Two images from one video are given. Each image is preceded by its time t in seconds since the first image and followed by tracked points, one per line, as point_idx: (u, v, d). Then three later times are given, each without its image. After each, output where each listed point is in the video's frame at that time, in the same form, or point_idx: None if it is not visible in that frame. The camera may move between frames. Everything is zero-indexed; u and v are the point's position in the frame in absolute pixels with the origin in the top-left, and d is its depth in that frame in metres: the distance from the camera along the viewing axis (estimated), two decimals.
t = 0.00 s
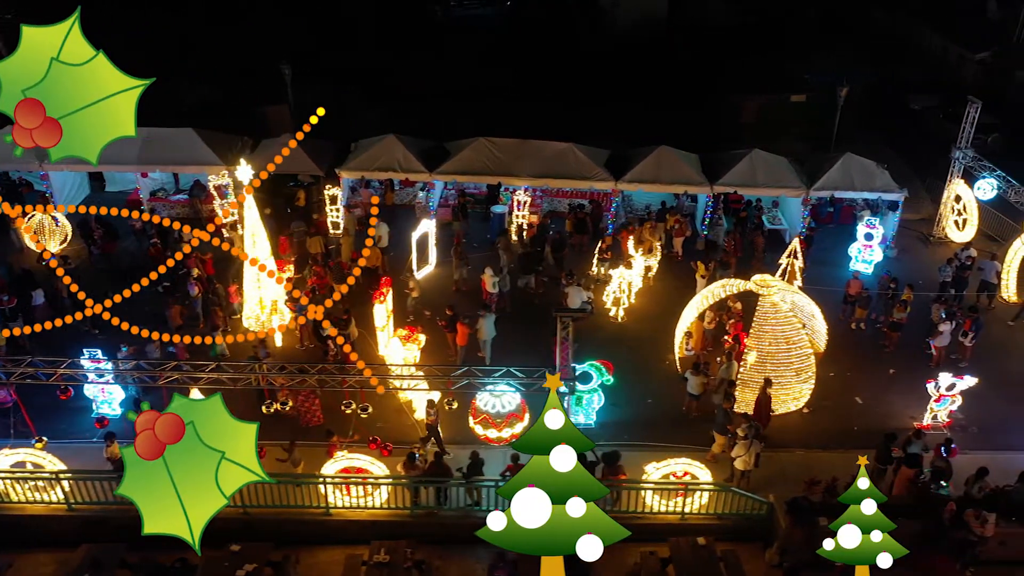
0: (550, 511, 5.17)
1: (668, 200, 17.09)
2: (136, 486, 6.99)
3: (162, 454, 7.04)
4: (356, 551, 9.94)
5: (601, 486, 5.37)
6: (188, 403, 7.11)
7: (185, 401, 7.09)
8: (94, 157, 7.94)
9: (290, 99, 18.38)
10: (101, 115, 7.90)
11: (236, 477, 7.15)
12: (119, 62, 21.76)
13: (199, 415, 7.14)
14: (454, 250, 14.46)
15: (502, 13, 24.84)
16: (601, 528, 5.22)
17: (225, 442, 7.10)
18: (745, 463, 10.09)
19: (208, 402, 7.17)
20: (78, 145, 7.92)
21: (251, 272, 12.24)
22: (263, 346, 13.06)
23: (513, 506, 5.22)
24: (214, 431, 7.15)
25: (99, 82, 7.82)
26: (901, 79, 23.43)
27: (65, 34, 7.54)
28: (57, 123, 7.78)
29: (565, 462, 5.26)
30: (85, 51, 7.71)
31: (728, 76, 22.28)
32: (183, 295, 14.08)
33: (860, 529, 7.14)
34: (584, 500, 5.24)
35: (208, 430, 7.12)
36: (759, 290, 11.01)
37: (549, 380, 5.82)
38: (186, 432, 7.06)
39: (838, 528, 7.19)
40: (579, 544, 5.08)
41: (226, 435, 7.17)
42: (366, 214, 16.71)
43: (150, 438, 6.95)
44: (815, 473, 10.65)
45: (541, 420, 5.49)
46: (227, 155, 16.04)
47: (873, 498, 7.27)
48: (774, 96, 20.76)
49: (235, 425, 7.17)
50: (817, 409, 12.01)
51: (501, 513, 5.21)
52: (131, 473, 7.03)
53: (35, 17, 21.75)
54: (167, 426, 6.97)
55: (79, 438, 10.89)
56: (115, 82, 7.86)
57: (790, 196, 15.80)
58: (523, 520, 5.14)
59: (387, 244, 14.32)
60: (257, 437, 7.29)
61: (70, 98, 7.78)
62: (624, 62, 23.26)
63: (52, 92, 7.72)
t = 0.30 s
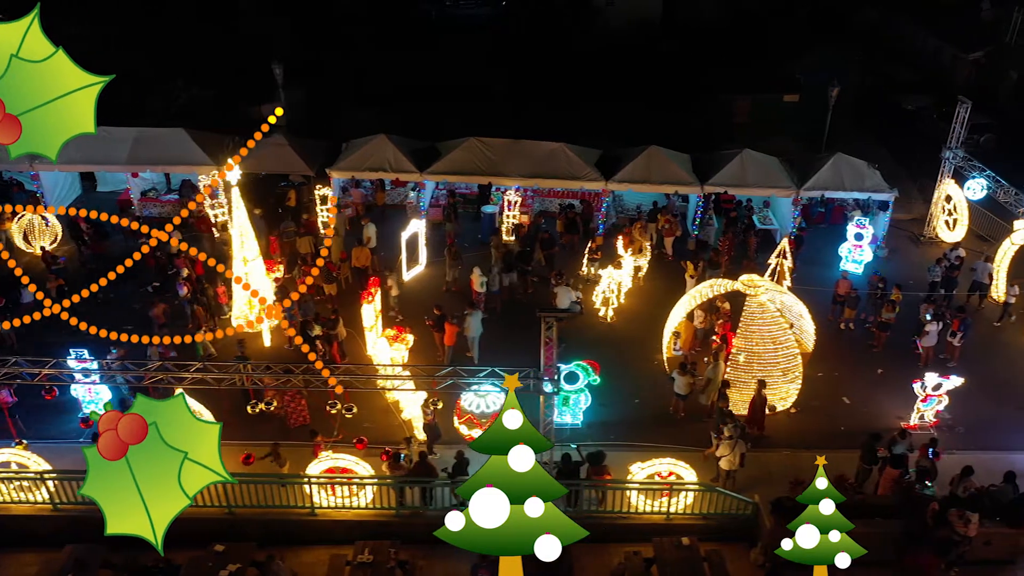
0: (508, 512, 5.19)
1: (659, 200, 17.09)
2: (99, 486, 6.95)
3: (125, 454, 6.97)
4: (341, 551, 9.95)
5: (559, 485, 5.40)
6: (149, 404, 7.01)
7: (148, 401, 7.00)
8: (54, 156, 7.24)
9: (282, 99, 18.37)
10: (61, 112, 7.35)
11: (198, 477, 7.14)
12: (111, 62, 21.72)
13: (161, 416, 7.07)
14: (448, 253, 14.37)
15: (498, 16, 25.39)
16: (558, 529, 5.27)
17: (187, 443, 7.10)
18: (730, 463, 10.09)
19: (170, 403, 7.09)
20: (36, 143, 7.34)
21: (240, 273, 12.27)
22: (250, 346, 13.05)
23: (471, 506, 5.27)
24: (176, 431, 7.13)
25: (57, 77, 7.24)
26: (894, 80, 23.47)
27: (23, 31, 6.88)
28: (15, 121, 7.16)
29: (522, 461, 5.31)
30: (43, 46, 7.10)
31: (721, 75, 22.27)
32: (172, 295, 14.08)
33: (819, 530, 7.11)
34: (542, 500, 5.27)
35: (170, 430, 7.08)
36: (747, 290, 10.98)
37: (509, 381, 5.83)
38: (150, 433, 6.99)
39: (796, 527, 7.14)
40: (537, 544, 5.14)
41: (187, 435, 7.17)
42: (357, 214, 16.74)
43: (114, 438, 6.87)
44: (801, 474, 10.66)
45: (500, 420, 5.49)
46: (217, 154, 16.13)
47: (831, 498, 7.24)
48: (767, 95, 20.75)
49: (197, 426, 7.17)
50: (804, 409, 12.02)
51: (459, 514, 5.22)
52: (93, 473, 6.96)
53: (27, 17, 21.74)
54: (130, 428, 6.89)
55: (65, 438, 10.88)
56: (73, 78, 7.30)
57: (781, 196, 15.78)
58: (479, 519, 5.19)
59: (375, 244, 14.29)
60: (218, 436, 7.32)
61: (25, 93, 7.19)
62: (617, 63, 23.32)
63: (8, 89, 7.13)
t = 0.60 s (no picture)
0: (471, 512, 5.24)
1: (650, 200, 17.10)
2: (62, 486, 6.55)
3: (89, 452, 6.57)
4: (326, 551, 9.94)
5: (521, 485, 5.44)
6: (115, 402, 6.65)
7: (113, 398, 6.63)
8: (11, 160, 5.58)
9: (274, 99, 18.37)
10: (16, 116, 5.81)
11: (163, 475, 6.82)
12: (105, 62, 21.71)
13: (127, 414, 6.72)
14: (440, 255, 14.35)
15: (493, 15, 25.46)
16: (521, 528, 5.32)
17: (153, 440, 6.77)
18: (715, 463, 10.08)
19: (136, 400, 6.76)
20: None
21: (228, 273, 12.27)
22: (238, 346, 13.03)
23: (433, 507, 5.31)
24: (142, 429, 6.77)
25: (14, 77, 5.73)
26: (887, 81, 23.48)
27: None
28: None
29: (485, 461, 5.35)
30: None
31: (714, 76, 22.27)
32: (161, 295, 14.05)
33: (780, 530, 7.05)
34: (504, 500, 5.32)
35: (136, 429, 6.72)
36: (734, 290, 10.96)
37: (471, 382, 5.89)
38: (115, 432, 6.60)
39: (758, 527, 7.08)
40: (500, 545, 5.20)
41: (153, 433, 6.83)
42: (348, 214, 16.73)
43: (78, 437, 6.47)
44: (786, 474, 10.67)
45: (462, 420, 5.55)
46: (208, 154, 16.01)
47: (794, 498, 7.22)
48: (760, 95, 20.74)
49: (163, 424, 6.85)
50: (792, 409, 12.01)
51: (422, 514, 5.26)
52: (56, 472, 6.56)
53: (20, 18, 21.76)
54: (95, 425, 6.48)
55: (52, 438, 10.87)
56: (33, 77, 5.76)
57: (772, 196, 15.76)
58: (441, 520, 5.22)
59: (365, 245, 14.30)
60: (183, 433, 6.99)
61: None
62: (610, 63, 23.34)
63: None
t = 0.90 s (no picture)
0: (428, 511, 5.26)
1: (639, 200, 17.10)
2: (11, 488, 6.24)
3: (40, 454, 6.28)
4: (309, 551, 9.93)
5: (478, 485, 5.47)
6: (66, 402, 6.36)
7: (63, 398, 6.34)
8: None
9: (264, 100, 18.37)
10: None
11: (113, 477, 6.46)
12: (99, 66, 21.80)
13: (77, 415, 6.42)
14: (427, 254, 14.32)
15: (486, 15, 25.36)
16: (479, 528, 5.34)
17: (104, 442, 6.44)
18: (698, 463, 10.07)
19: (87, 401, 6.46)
20: None
21: (215, 273, 12.24)
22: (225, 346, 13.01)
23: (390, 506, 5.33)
24: (95, 430, 6.46)
25: None
26: (880, 81, 23.45)
27: None
28: None
29: (442, 460, 5.39)
30: None
31: (706, 77, 22.29)
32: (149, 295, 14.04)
33: (738, 529, 7.05)
34: (461, 500, 5.34)
35: (87, 429, 6.41)
36: (719, 290, 10.93)
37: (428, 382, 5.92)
38: (65, 434, 6.31)
39: (716, 528, 7.11)
40: (457, 544, 5.22)
41: (105, 434, 6.50)
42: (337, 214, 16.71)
43: (26, 438, 6.18)
44: (769, 475, 10.67)
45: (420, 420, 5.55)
46: (197, 153, 15.99)
47: (752, 498, 7.12)
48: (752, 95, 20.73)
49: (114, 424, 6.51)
50: (778, 409, 12.00)
51: (379, 514, 5.31)
52: (5, 474, 6.25)
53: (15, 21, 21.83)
54: (45, 427, 6.20)
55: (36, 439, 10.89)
56: None
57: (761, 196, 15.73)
58: (398, 519, 5.25)
59: (352, 245, 14.32)
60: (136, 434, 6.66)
61: None
62: (603, 64, 23.35)
63: None
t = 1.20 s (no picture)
0: (389, 512, 5.26)
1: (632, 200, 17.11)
2: None
3: None
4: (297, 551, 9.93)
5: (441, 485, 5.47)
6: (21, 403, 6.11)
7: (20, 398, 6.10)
8: None
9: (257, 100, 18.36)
10: None
11: (71, 479, 6.30)
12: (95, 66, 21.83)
13: (33, 415, 6.18)
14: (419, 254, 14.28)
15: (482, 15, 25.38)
16: (440, 528, 5.36)
17: (61, 443, 6.26)
18: (685, 464, 10.08)
19: (43, 403, 6.25)
20: None
21: (204, 274, 12.21)
22: (214, 346, 13.01)
23: (352, 506, 5.34)
24: (50, 431, 6.25)
25: None
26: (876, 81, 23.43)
27: None
28: None
29: (404, 461, 5.35)
30: None
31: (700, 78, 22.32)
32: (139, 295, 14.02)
33: (700, 529, 6.91)
34: (422, 500, 5.35)
35: (44, 429, 6.20)
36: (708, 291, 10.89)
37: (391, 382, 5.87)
38: (22, 436, 6.04)
39: (677, 527, 6.97)
40: (419, 544, 5.24)
41: (60, 435, 6.32)
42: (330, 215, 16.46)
43: None
44: (758, 474, 10.66)
45: (382, 419, 5.50)
46: (189, 153, 16.00)
47: (714, 498, 6.98)
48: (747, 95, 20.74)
49: (72, 424, 6.37)
50: (767, 409, 12.00)
51: (341, 514, 5.33)
52: None
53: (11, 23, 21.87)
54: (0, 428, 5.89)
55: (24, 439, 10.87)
56: None
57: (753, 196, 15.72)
58: (359, 519, 5.28)
59: (343, 245, 14.29)
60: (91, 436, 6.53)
61: None
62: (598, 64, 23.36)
63: None
